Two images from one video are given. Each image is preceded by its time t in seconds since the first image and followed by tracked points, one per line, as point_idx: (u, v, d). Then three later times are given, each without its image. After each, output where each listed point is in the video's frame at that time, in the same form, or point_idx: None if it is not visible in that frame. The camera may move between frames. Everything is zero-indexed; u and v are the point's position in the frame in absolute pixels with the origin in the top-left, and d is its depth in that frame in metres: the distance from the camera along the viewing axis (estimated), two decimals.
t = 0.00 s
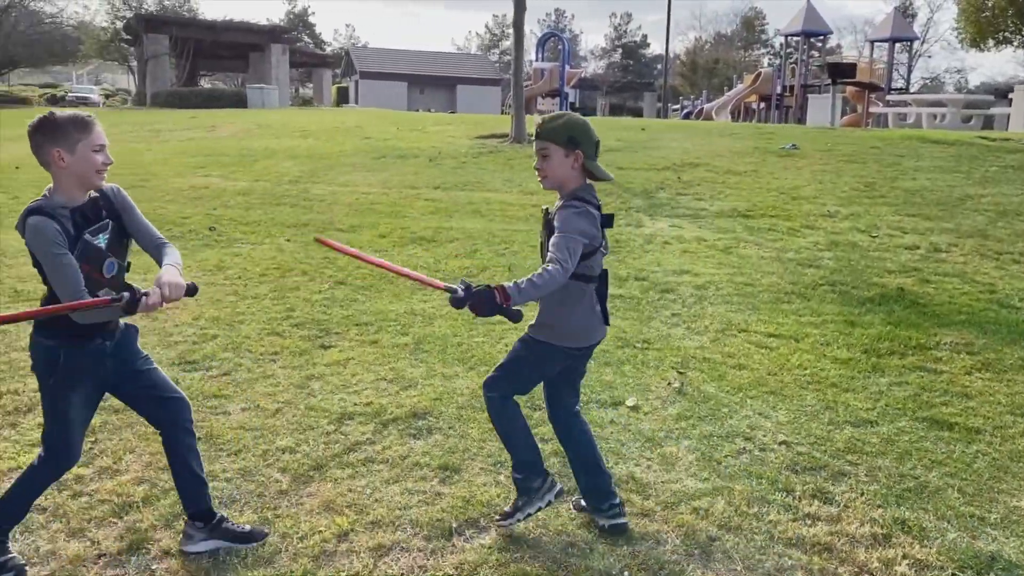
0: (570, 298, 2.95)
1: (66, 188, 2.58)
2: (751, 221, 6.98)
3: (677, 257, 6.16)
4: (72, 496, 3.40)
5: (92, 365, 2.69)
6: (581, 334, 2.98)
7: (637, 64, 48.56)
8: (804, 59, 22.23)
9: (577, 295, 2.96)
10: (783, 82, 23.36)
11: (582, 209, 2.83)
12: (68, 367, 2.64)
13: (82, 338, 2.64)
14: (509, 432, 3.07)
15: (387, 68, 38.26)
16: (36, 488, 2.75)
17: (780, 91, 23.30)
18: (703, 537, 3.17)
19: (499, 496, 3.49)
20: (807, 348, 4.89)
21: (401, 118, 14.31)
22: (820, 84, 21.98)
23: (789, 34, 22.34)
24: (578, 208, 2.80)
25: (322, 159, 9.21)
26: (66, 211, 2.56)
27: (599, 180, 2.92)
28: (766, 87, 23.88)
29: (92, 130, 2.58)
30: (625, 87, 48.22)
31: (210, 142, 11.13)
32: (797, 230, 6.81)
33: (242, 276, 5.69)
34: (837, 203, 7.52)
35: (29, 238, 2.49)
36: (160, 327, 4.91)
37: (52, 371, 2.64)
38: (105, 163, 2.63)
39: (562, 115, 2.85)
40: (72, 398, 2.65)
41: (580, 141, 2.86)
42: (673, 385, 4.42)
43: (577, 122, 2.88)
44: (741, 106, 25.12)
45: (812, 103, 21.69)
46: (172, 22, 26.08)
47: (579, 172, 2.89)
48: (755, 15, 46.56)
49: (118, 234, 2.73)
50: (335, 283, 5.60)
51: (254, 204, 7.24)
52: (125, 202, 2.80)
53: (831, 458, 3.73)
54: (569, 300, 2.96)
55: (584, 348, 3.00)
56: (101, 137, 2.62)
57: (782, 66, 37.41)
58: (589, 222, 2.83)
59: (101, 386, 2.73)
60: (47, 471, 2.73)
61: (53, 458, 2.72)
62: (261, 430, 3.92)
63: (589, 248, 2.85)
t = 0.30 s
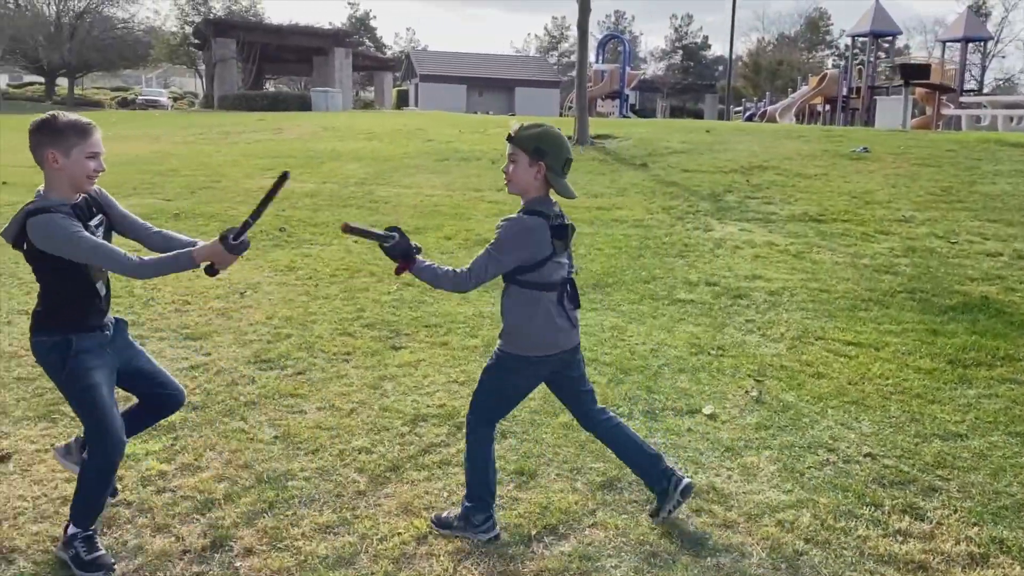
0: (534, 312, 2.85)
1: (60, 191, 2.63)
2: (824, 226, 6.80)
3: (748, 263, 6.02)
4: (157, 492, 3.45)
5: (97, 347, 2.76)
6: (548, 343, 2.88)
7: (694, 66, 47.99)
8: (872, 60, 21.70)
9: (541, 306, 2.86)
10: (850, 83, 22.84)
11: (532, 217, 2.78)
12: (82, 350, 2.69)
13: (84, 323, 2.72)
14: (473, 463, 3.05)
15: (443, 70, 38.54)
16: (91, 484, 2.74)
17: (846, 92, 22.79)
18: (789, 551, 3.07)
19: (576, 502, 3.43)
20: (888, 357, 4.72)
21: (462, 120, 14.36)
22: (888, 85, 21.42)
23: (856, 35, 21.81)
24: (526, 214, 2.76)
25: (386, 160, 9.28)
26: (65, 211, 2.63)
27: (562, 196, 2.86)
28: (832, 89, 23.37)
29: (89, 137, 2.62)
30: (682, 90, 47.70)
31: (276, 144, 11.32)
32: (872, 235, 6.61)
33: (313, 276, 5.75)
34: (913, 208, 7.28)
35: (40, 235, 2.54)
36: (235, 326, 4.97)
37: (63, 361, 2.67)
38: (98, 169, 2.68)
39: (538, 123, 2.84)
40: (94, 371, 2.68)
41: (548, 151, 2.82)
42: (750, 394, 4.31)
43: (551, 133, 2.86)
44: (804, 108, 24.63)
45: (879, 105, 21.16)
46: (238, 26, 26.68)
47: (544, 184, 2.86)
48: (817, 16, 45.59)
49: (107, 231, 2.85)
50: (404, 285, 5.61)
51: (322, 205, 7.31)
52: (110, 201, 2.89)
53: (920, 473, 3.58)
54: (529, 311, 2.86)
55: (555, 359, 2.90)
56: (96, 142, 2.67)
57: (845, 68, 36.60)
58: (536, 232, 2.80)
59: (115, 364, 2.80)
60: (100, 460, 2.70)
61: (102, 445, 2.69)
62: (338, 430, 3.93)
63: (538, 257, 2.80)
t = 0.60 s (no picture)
0: (505, 284, 2.92)
1: (77, 172, 2.84)
2: (894, 231, 6.59)
3: (816, 268, 5.87)
4: (229, 489, 3.48)
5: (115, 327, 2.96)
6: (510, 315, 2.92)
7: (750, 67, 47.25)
8: (939, 61, 21.10)
9: (512, 279, 2.92)
10: (915, 85, 22.24)
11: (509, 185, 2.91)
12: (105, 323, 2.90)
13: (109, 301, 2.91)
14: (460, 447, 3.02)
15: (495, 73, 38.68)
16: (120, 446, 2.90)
17: (911, 94, 22.19)
18: (872, 568, 2.95)
19: (648, 511, 3.35)
20: (969, 367, 4.54)
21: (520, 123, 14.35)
22: (956, 86, 20.80)
23: (923, 35, 21.23)
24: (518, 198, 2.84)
25: (445, 163, 9.31)
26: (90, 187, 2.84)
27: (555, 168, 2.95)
28: (896, 90, 22.78)
29: (96, 121, 2.82)
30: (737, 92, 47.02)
31: (336, 147, 11.46)
32: (946, 241, 6.38)
33: (376, 277, 5.78)
34: (988, 213, 7.01)
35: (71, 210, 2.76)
36: (301, 326, 5.02)
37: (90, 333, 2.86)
38: (112, 150, 2.88)
39: (522, 104, 2.93)
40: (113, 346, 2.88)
41: (534, 129, 2.91)
42: (824, 403, 4.18)
43: (540, 110, 2.93)
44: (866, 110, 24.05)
45: (946, 107, 20.55)
46: (300, 29, 27.16)
47: (534, 160, 2.95)
48: (881, 17, 44.45)
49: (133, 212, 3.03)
50: (465, 288, 5.60)
51: (384, 207, 7.36)
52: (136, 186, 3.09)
53: (1008, 489, 3.42)
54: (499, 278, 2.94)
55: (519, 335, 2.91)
56: (106, 126, 2.87)
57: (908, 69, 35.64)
58: (513, 199, 2.91)
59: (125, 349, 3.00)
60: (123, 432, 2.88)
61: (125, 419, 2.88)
62: (405, 431, 3.93)
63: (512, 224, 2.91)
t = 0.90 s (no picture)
0: (476, 301, 2.92)
1: (112, 169, 3.06)
2: (960, 238, 6.40)
3: (879, 275, 5.73)
4: (293, 488, 3.53)
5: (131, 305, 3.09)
6: (478, 331, 2.93)
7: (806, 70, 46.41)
8: (1005, 63, 20.47)
9: (484, 297, 2.93)
10: (979, 87, 21.60)
11: (495, 209, 2.90)
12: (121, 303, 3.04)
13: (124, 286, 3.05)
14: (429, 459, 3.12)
15: (545, 77, 38.70)
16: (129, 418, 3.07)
17: (975, 97, 21.56)
18: None
19: (712, 520, 3.30)
20: None
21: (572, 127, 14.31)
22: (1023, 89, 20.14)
23: (989, 36, 20.60)
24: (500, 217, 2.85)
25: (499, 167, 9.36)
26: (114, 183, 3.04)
27: (543, 194, 2.94)
28: (958, 93, 22.16)
29: (131, 122, 3.02)
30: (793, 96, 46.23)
31: (391, 151, 11.60)
32: (1016, 248, 6.16)
33: (433, 280, 5.83)
34: None
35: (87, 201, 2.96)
36: (360, 327, 5.08)
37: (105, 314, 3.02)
38: (143, 150, 3.08)
39: (511, 131, 2.92)
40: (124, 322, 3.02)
41: (522, 154, 2.90)
42: (890, 414, 4.08)
43: (531, 138, 2.93)
44: (927, 114, 23.44)
45: (1012, 110, 19.92)
46: (357, 35, 27.54)
47: (522, 185, 2.94)
48: (945, 17, 43.22)
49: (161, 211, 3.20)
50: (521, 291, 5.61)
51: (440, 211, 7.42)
52: (172, 189, 3.29)
53: None
54: (473, 292, 2.95)
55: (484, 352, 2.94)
56: (141, 127, 3.08)
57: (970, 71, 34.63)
58: (499, 222, 2.90)
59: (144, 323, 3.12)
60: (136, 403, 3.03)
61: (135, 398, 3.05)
62: (464, 434, 3.93)
63: (495, 246, 2.91)
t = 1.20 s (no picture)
0: (481, 339, 2.92)
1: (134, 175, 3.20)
2: None
3: (947, 287, 5.57)
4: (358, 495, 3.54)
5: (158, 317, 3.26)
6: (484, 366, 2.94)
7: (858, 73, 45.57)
8: None
9: (487, 332, 2.93)
10: None
11: (486, 247, 2.86)
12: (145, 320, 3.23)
13: (149, 299, 3.24)
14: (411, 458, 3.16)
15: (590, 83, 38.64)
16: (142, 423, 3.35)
17: None
18: None
19: (783, 538, 3.22)
20: None
21: (623, 133, 14.25)
22: None
23: None
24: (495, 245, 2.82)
25: (551, 175, 9.38)
26: (135, 192, 3.19)
27: (517, 225, 2.91)
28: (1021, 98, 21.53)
29: (152, 130, 3.14)
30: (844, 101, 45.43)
31: (443, 158, 11.70)
32: None
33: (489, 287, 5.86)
34: None
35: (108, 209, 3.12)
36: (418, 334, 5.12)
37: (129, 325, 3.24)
38: (163, 155, 3.21)
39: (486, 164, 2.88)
40: (141, 346, 3.23)
41: (494, 187, 2.87)
42: (965, 430, 3.94)
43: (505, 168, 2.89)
44: (987, 120, 22.81)
45: None
46: (407, 42, 27.82)
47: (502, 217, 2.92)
48: (1005, 20, 41.98)
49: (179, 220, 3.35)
50: (576, 299, 5.57)
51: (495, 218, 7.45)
52: (192, 194, 3.43)
53: None
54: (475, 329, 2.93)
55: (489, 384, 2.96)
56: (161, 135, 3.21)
57: None
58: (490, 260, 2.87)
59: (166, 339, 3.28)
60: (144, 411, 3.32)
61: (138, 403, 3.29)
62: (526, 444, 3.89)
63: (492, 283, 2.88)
